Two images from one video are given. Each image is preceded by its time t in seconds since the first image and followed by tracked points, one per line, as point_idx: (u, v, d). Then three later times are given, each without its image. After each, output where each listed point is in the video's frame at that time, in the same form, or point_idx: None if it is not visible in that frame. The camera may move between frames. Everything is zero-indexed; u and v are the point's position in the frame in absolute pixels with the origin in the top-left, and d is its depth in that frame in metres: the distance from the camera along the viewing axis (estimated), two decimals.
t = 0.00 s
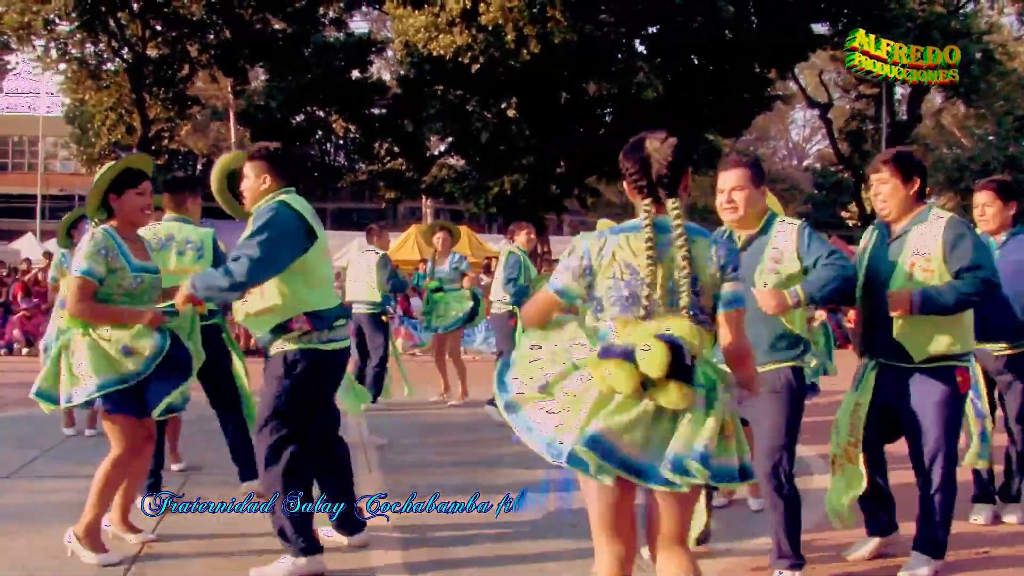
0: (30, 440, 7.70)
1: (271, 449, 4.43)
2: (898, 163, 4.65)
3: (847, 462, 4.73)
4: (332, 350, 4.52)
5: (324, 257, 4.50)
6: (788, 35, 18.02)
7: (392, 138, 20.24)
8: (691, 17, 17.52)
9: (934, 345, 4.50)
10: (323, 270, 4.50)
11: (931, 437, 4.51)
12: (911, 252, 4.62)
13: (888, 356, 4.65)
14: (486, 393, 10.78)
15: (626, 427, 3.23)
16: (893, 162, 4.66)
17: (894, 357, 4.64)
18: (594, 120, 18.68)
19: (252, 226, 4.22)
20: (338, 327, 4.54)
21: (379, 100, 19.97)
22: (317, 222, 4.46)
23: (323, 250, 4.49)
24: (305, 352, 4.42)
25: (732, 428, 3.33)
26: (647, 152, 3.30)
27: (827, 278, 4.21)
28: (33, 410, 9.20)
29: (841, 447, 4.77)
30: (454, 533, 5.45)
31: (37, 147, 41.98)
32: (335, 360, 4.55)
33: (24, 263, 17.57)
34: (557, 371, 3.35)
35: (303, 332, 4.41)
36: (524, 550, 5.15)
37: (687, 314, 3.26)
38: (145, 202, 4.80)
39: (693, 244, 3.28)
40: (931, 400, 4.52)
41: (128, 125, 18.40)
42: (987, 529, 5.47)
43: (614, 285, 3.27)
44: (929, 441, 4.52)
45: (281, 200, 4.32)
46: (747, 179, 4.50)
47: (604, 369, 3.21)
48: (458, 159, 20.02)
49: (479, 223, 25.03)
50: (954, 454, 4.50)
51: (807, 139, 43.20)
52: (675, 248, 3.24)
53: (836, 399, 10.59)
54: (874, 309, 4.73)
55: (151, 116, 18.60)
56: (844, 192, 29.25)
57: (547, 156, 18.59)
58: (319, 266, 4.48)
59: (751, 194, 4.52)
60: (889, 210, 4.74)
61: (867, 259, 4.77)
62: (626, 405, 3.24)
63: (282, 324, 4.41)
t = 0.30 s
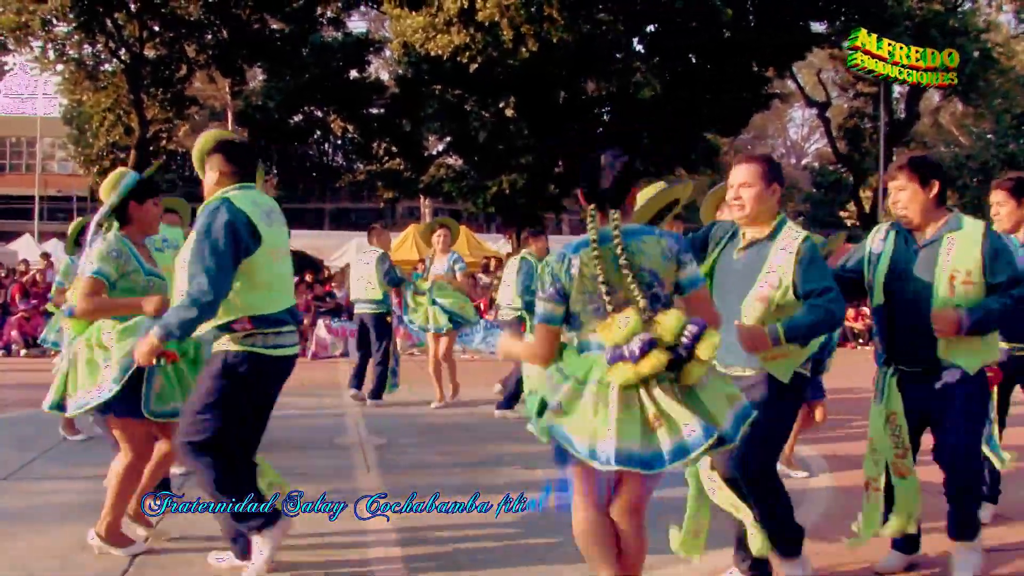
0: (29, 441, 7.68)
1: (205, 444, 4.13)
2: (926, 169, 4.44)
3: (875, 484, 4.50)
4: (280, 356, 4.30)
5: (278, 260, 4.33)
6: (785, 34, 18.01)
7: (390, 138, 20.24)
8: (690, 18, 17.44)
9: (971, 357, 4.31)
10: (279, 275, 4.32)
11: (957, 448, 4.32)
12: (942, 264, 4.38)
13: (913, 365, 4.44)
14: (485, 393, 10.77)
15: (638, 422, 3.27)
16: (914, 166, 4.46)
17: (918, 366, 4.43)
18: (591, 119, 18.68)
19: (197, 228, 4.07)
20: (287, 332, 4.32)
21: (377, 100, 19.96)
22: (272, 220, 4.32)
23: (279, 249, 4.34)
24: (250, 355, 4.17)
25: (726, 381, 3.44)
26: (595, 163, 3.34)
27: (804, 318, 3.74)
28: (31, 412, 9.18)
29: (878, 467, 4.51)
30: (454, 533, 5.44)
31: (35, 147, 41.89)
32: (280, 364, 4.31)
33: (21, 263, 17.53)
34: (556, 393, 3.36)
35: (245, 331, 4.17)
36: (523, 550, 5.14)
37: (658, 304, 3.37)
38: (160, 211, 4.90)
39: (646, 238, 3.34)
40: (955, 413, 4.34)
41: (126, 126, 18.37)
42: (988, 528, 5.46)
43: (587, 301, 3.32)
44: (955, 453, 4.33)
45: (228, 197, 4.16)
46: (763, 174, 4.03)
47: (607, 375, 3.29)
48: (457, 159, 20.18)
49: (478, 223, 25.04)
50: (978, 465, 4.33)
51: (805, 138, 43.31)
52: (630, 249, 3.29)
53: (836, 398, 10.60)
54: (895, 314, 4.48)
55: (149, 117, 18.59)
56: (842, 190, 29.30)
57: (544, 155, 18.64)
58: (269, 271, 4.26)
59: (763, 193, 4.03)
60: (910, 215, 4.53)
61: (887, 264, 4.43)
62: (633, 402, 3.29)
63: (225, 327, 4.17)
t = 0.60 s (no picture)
0: (25, 441, 7.65)
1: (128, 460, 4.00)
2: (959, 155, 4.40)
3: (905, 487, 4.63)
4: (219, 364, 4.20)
5: (222, 264, 4.25)
6: (785, 34, 18.10)
7: (386, 137, 20.24)
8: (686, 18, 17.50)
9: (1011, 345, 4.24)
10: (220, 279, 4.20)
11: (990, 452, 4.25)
12: (983, 249, 4.30)
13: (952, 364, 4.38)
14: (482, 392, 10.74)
15: (583, 401, 3.98)
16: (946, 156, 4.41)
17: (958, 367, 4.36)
18: (588, 118, 18.67)
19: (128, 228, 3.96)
20: (223, 336, 4.22)
21: (373, 99, 19.93)
22: (212, 221, 4.24)
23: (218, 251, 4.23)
24: (173, 363, 4.04)
25: (661, 381, 4.22)
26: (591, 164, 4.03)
27: (831, 267, 3.70)
28: (27, 412, 9.16)
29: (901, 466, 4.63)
30: (454, 532, 5.43)
31: (30, 146, 41.73)
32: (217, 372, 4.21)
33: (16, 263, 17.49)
34: (515, 360, 4.10)
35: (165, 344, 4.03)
36: (522, 549, 5.14)
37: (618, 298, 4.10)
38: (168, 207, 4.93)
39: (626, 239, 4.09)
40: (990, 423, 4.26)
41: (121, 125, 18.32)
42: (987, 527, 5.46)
43: (565, 277, 3.97)
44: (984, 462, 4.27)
45: (161, 196, 4.06)
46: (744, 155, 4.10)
47: (560, 354, 4.00)
48: (453, 158, 20.12)
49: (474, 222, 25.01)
50: None
51: (801, 137, 43.30)
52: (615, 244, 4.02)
53: (834, 396, 10.58)
54: (935, 310, 4.41)
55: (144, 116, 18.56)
56: (838, 189, 29.31)
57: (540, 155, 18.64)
58: (206, 275, 4.14)
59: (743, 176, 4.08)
60: (938, 206, 4.40)
61: (922, 257, 4.45)
62: (582, 384, 3.99)
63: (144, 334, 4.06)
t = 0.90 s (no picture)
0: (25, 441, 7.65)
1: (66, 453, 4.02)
2: (971, 153, 4.34)
3: (952, 504, 4.40)
4: (161, 359, 4.15)
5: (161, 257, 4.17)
6: (785, 33, 18.09)
7: (386, 136, 20.10)
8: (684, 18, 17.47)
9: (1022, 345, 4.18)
10: (156, 270, 4.12)
11: None
12: (992, 248, 4.26)
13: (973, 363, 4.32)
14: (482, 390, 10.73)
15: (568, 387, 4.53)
16: (960, 154, 4.36)
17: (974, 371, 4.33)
18: (587, 117, 18.65)
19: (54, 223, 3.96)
20: (165, 331, 4.17)
21: (373, 98, 19.82)
22: (146, 212, 4.15)
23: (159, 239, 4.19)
24: (113, 360, 4.02)
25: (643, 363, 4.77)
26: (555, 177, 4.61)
27: (773, 309, 3.72)
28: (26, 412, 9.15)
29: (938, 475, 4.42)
30: (453, 533, 5.42)
31: (30, 146, 41.63)
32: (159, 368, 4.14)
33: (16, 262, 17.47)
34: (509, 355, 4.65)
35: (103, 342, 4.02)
36: (523, 549, 5.13)
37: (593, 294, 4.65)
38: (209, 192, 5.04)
39: (592, 240, 4.61)
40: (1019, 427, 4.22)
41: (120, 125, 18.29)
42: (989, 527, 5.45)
43: (541, 284, 4.57)
44: None
45: (85, 187, 4.02)
46: (713, 152, 4.06)
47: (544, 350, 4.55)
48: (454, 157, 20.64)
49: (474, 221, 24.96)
50: None
51: (802, 136, 43.19)
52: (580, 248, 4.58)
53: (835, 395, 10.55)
54: (948, 310, 4.38)
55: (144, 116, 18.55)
56: (839, 189, 29.28)
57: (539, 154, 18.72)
58: (145, 270, 4.09)
59: (718, 172, 4.06)
60: (959, 205, 4.39)
61: (930, 253, 4.41)
62: (566, 376, 4.55)
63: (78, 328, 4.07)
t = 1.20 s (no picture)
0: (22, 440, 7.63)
1: (8, 456, 3.88)
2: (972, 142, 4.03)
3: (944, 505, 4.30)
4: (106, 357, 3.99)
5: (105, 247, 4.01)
6: (782, 32, 18.10)
7: (382, 135, 20.15)
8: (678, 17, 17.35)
9: None
10: (105, 264, 3.97)
11: None
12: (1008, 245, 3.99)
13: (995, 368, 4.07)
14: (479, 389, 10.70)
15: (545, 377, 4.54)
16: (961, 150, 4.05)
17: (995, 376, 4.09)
18: (584, 116, 18.66)
19: None
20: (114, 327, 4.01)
21: (369, 97, 19.78)
22: (86, 207, 4.00)
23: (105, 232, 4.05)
24: (56, 361, 3.88)
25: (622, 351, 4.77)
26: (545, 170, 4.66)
27: (774, 306, 3.47)
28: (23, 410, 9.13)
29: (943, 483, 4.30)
30: (451, 532, 5.39)
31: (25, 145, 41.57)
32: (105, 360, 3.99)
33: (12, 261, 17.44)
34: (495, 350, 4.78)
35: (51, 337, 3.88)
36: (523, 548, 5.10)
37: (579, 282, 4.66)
38: (223, 204, 4.98)
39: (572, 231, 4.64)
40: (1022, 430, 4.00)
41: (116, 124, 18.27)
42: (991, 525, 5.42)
43: (525, 276, 4.61)
44: None
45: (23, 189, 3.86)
46: (656, 168, 3.49)
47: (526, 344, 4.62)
48: (448, 156, 20.43)
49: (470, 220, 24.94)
50: None
51: (797, 135, 43.20)
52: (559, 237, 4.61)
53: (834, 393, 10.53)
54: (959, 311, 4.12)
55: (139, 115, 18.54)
56: (834, 188, 29.31)
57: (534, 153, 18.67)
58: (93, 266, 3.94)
59: (668, 186, 3.50)
60: (964, 203, 4.10)
61: (945, 257, 4.14)
62: (550, 360, 4.59)
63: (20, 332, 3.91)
